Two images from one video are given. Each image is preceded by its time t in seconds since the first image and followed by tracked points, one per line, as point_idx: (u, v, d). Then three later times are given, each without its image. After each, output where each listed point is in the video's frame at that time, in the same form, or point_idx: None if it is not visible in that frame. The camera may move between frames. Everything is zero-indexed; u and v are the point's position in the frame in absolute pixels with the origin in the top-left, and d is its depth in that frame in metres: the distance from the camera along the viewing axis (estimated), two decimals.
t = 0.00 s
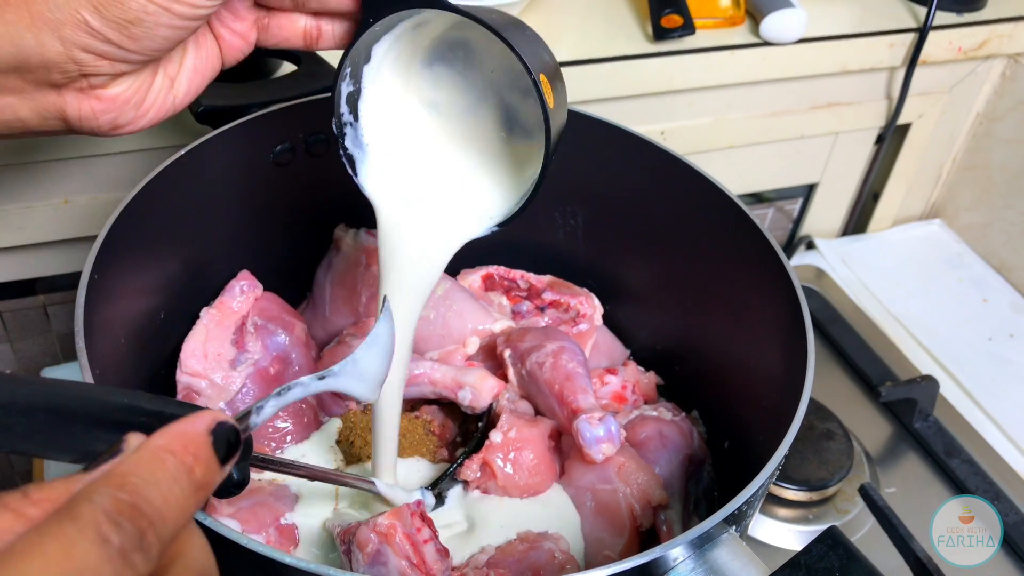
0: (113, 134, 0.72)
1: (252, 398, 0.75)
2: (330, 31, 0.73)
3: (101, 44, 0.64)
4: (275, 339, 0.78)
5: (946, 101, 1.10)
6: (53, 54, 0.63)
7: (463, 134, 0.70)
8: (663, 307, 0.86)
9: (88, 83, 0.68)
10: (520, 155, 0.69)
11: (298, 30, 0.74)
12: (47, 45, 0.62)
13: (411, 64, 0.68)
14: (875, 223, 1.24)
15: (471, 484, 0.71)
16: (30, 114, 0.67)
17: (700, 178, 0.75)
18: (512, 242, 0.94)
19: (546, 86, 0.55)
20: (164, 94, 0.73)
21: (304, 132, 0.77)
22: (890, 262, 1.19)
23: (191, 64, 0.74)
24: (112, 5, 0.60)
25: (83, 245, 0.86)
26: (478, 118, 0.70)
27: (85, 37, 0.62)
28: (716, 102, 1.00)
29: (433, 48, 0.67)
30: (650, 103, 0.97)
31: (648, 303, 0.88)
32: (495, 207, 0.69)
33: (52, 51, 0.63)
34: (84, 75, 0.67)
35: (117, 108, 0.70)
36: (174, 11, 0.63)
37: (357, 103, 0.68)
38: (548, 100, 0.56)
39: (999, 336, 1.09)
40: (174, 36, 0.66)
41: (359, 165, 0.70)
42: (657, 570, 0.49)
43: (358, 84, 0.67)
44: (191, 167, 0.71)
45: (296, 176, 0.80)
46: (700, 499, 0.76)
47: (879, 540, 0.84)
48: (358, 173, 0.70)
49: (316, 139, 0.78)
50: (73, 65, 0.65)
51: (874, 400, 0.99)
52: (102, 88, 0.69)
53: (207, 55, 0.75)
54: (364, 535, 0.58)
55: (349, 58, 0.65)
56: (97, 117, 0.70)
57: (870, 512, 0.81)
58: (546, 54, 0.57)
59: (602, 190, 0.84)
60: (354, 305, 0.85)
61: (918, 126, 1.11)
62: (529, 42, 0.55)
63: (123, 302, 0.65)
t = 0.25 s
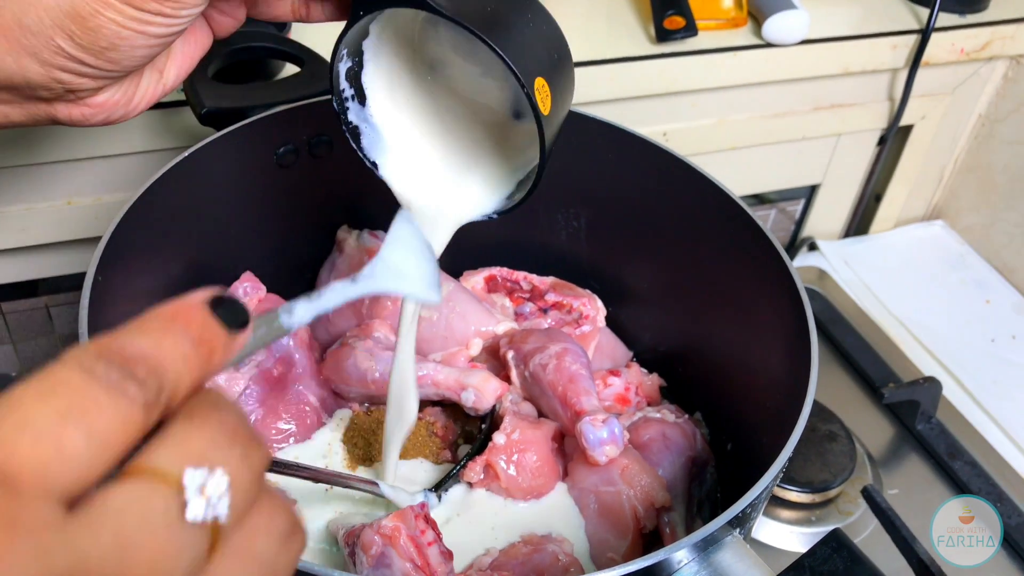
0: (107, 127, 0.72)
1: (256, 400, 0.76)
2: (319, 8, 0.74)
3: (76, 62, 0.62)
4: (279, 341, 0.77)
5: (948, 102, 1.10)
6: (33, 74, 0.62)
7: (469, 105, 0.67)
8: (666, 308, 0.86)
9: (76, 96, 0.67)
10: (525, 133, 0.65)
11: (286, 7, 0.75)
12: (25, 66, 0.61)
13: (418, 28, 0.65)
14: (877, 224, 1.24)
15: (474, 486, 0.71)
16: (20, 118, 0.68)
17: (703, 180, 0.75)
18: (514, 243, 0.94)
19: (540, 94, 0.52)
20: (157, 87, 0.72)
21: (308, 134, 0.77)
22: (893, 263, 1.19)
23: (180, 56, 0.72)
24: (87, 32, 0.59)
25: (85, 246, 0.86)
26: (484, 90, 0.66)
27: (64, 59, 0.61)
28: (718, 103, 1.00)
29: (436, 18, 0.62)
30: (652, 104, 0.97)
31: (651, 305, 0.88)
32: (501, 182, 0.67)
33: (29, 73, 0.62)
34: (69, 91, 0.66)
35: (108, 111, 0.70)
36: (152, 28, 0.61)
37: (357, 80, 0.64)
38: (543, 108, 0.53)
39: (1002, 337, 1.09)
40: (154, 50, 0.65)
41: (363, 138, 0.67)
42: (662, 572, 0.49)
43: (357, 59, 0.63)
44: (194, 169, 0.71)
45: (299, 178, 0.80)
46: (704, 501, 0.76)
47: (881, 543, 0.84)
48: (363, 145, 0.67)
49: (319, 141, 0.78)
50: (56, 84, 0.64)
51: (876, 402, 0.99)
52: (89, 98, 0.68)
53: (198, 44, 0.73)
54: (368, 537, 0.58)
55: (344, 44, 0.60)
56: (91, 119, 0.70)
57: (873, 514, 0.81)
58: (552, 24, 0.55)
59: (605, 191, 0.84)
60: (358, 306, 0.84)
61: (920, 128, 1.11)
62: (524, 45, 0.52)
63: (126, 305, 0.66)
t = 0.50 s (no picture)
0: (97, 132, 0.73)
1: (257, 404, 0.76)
2: (317, 24, 0.74)
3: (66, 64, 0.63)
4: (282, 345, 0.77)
5: (951, 105, 1.10)
6: (23, 77, 0.63)
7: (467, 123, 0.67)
8: (668, 311, 0.86)
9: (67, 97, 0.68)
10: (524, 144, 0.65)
11: (285, 20, 0.76)
12: (10, 65, 0.61)
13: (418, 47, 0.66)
14: (880, 227, 1.24)
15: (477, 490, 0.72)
16: (9, 122, 0.68)
17: (705, 183, 0.76)
18: (516, 247, 0.94)
19: (549, 107, 0.53)
20: (146, 93, 0.74)
21: (311, 138, 0.77)
22: (895, 266, 1.19)
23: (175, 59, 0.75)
24: (77, 32, 0.59)
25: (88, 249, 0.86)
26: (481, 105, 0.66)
27: (53, 59, 0.62)
28: (721, 107, 1.00)
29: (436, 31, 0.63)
30: (654, 108, 0.97)
31: (653, 308, 0.88)
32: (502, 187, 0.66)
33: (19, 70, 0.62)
34: (59, 94, 0.67)
35: (97, 117, 0.71)
36: (144, 31, 0.61)
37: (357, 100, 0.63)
38: (553, 122, 0.53)
39: (1004, 341, 1.09)
40: (145, 54, 0.65)
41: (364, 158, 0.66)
42: None
43: (357, 77, 0.62)
44: (198, 173, 0.71)
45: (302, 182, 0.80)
46: (706, 505, 0.76)
47: (883, 546, 0.84)
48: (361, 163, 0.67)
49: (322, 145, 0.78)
50: (45, 85, 0.65)
51: (878, 405, 0.99)
52: (80, 103, 0.69)
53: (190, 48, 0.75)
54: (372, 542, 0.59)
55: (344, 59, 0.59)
56: (81, 122, 0.71)
57: (876, 517, 0.81)
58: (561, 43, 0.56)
59: (607, 195, 0.84)
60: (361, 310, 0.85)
61: (922, 131, 1.11)
62: (532, 57, 0.52)
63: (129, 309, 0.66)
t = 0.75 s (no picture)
0: (115, 133, 0.72)
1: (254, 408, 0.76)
2: (332, 19, 0.74)
3: (88, 57, 0.62)
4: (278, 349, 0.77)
5: (951, 107, 1.10)
6: (42, 69, 0.62)
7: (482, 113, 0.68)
8: (666, 315, 0.86)
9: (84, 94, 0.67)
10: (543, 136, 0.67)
11: (298, 19, 0.75)
12: (32, 59, 0.61)
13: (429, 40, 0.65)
14: (880, 230, 1.23)
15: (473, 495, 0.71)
16: (25, 124, 0.67)
17: (704, 187, 0.75)
18: (515, 250, 0.93)
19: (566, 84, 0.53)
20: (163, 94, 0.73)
21: (308, 141, 0.77)
22: (895, 268, 1.19)
23: (191, 59, 0.74)
24: (98, 21, 0.58)
25: (85, 253, 0.86)
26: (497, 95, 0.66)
27: (72, 50, 0.61)
28: (720, 109, 0.99)
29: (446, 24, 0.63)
30: (654, 110, 0.97)
31: (651, 312, 0.87)
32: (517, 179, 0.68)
33: (39, 62, 0.61)
34: (76, 88, 0.66)
35: (114, 116, 0.71)
36: (164, 19, 0.61)
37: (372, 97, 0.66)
38: (570, 97, 0.53)
39: (1005, 344, 1.08)
40: (164, 44, 0.65)
41: (381, 158, 0.69)
42: None
43: (372, 74, 0.64)
44: (195, 176, 0.71)
45: (299, 185, 0.80)
46: (704, 510, 0.75)
47: (883, 551, 0.84)
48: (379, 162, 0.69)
49: (319, 148, 0.78)
50: (62, 79, 0.64)
51: (878, 408, 0.99)
52: (96, 100, 0.69)
53: (206, 48, 0.74)
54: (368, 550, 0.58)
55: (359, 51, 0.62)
56: (97, 123, 0.70)
57: (875, 522, 0.81)
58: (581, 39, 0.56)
59: (605, 198, 0.84)
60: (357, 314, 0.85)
61: (923, 133, 1.11)
62: (548, 36, 0.53)
63: (125, 313, 0.65)
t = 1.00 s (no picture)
0: (112, 150, 0.71)
1: (254, 409, 0.75)
2: (337, 38, 0.71)
3: (76, 80, 0.62)
4: (277, 351, 0.77)
5: (954, 108, 1.09)
6: (33, 93, 0.62)
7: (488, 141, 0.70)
8: (668, 316, 0.85)
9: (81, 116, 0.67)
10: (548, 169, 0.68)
11: (303, 37, 0.72)
12: (25, 84, 0.61)
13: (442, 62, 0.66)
14: (883, 230, 1.23)
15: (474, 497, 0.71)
16: (22, 145, 0.67)
17: (706, 187, 0.75)
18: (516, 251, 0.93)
19: (574, 119, 0.51)
20: (162, 114, 0.72)
21: (307, 142, 0.76)
22: (898, 269, 1.18)
23: (192, 78, 0.73)
24: (88, 47, 0.58)
25: (85, 254, 0.86)
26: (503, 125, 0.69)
27: (63, 75, 0.61)
28: (722, 109, 0.99)
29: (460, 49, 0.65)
30: (655, 110, 0.97)
31: (653, 313, 0.87)
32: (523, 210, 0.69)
33: (31, 87, 0.61)
34: (71, 112, 0.65)
35: (111, 137, 0.70)
36: (155, 45, 0.61)
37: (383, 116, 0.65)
38: (577, 135, 0.52)
39: (1008, 344, 1.08)
40: (157, 70, 0.65)
41: (390, 179, 0.68)
42: None
43: (381, 93, 0.63)
44: (195, 176, 0.70)
45: (299, 186, 0.80)
46: (706, 512, 0.75)
47: (886, 553, 0.83)
48: (387, 184, 0.68)
49: (319, 149, 0.77)
50: (55, 103, 0.63)
51: (881, 410, 0.98)
52: (92, 122, 0.68)
53: (207, 67, 0.73)
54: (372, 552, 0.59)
55: (367, 72, 0.59)
56: (95, 143, 0.70)
57: (878, 524, 0.81)
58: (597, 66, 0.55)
59: (606, 199, 0.83)
60: (358, 315, 0.85)
61: (925, 133, 1.10)
62: (556, 68, 0.51)
63: (124, 314, 0.65)
